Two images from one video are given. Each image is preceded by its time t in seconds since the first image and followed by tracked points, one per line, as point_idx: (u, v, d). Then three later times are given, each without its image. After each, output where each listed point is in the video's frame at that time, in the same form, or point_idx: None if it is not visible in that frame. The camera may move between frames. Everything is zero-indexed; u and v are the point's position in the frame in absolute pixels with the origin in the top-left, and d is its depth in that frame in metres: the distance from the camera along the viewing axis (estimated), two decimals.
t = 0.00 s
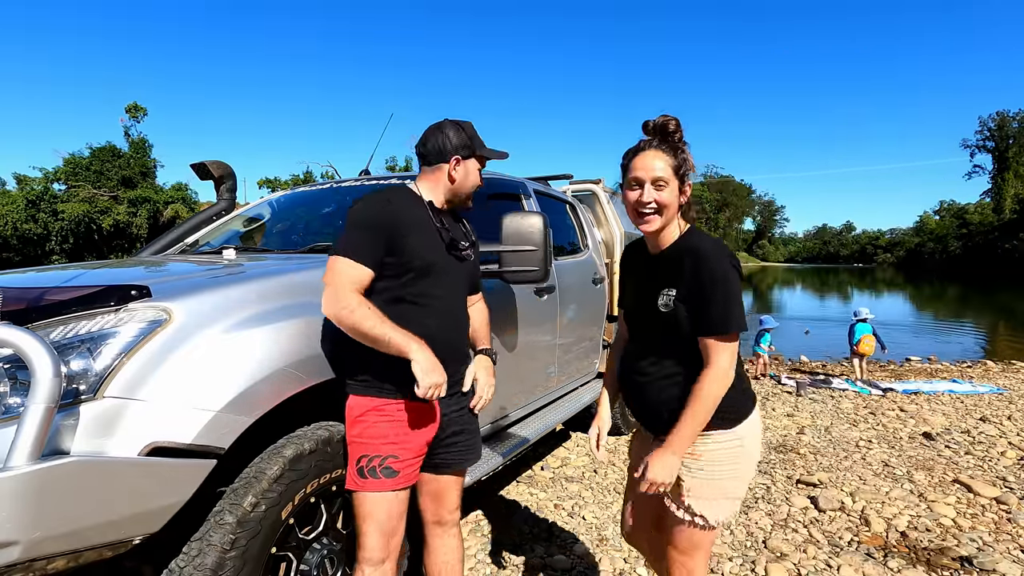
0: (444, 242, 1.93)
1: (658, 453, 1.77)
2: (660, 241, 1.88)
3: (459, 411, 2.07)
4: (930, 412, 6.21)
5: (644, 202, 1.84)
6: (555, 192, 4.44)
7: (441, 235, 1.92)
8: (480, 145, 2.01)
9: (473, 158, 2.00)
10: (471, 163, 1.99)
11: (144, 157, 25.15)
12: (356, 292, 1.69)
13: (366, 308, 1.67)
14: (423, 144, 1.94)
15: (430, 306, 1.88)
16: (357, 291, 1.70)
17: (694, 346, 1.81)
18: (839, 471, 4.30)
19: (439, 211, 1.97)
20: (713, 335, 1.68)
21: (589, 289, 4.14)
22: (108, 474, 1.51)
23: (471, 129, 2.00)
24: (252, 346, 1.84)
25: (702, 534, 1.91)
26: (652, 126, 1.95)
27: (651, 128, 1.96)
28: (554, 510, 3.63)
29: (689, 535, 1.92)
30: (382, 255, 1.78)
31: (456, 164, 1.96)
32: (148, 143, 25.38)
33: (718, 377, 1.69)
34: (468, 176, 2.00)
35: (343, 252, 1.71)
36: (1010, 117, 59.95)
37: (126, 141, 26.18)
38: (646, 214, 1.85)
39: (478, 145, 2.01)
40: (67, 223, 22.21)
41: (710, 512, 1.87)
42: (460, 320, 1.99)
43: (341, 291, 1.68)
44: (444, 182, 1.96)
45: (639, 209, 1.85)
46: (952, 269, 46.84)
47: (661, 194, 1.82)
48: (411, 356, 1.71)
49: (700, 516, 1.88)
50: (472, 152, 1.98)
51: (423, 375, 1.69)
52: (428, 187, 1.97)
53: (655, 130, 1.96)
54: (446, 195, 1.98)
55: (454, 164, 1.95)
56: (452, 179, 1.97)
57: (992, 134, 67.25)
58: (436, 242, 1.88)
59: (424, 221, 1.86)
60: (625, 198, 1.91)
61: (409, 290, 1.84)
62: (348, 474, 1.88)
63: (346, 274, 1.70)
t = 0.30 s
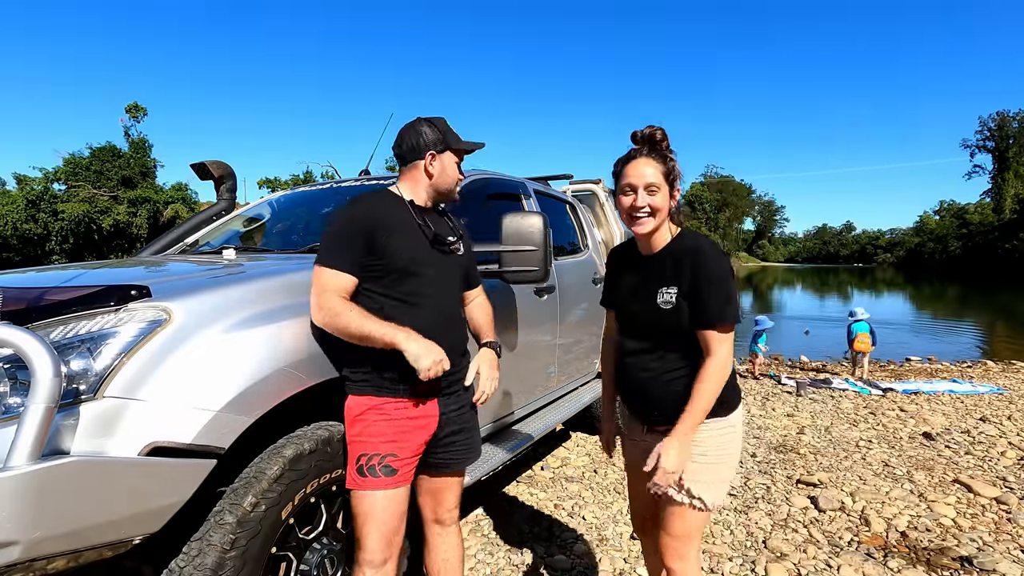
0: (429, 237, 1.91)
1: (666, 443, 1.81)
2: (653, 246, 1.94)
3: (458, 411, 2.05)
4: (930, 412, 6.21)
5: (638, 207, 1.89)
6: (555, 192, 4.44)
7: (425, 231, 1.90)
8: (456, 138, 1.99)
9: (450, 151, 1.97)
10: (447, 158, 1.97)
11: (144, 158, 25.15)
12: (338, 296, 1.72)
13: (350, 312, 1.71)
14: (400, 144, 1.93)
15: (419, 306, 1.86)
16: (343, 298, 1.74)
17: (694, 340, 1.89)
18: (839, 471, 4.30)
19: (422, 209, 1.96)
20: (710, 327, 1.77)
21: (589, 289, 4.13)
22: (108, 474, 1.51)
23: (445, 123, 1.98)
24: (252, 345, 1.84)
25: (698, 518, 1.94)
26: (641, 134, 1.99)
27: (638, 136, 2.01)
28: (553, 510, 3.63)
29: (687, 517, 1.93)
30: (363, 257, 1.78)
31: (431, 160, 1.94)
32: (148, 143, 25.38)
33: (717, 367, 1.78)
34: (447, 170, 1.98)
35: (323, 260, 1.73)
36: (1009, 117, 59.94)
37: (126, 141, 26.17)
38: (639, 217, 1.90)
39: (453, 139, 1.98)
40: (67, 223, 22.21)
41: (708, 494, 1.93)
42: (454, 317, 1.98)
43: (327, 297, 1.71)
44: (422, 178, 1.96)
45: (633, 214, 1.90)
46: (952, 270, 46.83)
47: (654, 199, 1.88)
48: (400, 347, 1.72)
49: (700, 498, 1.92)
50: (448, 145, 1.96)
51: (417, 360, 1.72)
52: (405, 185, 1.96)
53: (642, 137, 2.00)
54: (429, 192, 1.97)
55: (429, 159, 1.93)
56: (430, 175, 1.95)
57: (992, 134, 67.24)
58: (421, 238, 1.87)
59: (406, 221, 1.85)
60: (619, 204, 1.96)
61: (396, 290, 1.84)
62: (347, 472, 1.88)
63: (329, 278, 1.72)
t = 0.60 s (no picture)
0: (433, 242, 1.89)
1: (698, 433, 1.91)
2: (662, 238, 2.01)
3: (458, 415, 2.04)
4: (930, 412, 6.21)
5: (649, 201, 1.95)
6: (555, 192, 4.44)
7: (430, 234, 1.88)
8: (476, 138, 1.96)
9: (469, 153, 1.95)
10: (466, 159, 1.95)
11: (144, 157, 25.16)
12: (329, 291, 1.72)
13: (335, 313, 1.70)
14: (417, 143, 1.92)
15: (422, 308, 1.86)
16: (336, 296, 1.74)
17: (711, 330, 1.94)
18: (839, 471, 4.29)
19: (433, 211, 1.95)
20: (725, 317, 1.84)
21: (589, 289, 4.13)
22: (108, 474, 1.51)
23: (466, 123, 1.96)
24: (252, 346, 1.84)
25: (693, 508, 1.98)
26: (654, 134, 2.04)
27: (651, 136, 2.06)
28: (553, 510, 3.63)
29: (682, 508, 1.98)
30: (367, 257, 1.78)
31: (449, 162, 1.92)
32: (148, 143, 25.38)
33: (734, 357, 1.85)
34: (465, 173, 1.95)
35: (323, 254, 1.74)
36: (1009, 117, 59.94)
37: (126, 141, 26.17)
38: (650, 210, 1.96)
39: (474, 140, 1.96)
40: (66, 223, 22.21)
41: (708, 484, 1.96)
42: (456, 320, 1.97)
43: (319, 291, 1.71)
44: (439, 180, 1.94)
45: (644, 207, 1.96)
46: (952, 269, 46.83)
47: (664, 193, 1.94)
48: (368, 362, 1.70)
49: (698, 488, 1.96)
50: (467, 147, 1.93)
51: (382, 383, 1.70)
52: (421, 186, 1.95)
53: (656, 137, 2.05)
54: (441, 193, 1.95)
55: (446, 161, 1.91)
56: (446, 177, 1.94)
57: (992, 134, 67.22)
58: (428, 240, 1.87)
59: (411, 223, 1.84)
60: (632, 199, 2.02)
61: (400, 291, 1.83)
62: (352, 477, 1.88)
63: (325, 273, 1.73)
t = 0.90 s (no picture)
0: (446, 243, 1.88)
1: (700, 429, 1.90)
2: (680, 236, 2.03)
3: (459, 421, 2.02)
4: (930, 412, 6.21)
5: (668, 198, 1.98)
6: (555, 193, 4.44)
7: (443, 237, 1.88)
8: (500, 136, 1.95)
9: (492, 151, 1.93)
10: (489, 157, 1.93)
11: (144, 157, 25.16)
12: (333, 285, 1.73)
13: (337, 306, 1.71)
14: (438, 138, 1.93)
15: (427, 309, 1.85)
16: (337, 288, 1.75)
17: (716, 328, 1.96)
18: (839, 471, 4.29)
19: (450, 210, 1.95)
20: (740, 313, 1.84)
21: (589, 289, 4.13)
22: (108, 474, 1.51)
23: (489, 120, 1.95)
24: (252, 346, 1.84)
25: (685, 506, 1.98)
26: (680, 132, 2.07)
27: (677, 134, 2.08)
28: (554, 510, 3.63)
29: (674, 504, 1.98)
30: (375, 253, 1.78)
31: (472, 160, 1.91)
32: (148, 143, 25.37)
33: (738, 358, 1.85)
34: (487, 171, 1.94)
35: (331, 245, 1.76)
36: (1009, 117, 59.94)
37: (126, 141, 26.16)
38: (670, 208, 1.99)
39: (497, 138, 1.95)
40: (66, 223, 22.21)
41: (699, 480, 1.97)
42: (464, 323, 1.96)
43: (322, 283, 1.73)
44: (460, 178, 1.94)
45: (664, 204, 1.99)
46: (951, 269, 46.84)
47: (684, 192, 1.96)
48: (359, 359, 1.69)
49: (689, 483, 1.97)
50: (490, 145, 1.92)
51: (371, 384, 1.67)
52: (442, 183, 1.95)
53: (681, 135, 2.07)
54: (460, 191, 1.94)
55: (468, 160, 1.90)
56: (466, 176, 1.93)
57: (991, 134, 67.22)
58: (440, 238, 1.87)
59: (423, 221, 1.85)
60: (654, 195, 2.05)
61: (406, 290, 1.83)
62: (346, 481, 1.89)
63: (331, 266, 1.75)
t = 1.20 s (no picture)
0: (453, 242, 1.88)
1: (721, 433, 1.92)
2: (681, 237, 2.05)
3: (470, 422, 2.03)
4: (930, 412, 6.21)
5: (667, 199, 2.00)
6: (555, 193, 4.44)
7: (450, 235, 1.88)
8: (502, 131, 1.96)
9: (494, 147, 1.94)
10: (491, 154, 1.94)
11: (144, 157, 25.17)
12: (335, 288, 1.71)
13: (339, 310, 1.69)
14: (440, 134, 1.91)
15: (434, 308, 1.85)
16: (341, 292, 1.73)
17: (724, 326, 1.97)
18: (839, 471, 4.30)
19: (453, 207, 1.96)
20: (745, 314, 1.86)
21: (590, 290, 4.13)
22: (108, 474, 1.51)
23: (490, 115, 1.95)
24: (252, 346, 1.84)
25: (684, 507, 1.97)
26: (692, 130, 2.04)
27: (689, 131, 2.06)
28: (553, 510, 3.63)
29: (671, 507, 1.97)
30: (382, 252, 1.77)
31: (474, 156, 1.91)
32: (148, 143, 25.37)
33: (747, 360, 1.87)
34: (489, 167, 1.95)
35: (334, 246, 1.74)
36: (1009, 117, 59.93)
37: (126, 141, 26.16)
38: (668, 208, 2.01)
39: (499, 133, 1.96)
40: (67, 223, 22.21)
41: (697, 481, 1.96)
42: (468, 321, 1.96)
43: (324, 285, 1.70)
44: (461, 175, 1.94)
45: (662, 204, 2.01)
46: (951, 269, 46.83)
47: (683, 193, 1.97)
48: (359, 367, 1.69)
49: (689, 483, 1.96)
50: (492, 141, 1.93)
51: (370, 396, 1.68)
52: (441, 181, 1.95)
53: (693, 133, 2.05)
54: (463, 190, 1.95)
55: (471, 156, 1.90)
56: (469, 172, 1.93)
57: (991, 134, 67.21)
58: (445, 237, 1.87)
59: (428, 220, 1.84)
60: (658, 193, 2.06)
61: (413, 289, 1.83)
62: (357, 482, 1.89)
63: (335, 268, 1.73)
